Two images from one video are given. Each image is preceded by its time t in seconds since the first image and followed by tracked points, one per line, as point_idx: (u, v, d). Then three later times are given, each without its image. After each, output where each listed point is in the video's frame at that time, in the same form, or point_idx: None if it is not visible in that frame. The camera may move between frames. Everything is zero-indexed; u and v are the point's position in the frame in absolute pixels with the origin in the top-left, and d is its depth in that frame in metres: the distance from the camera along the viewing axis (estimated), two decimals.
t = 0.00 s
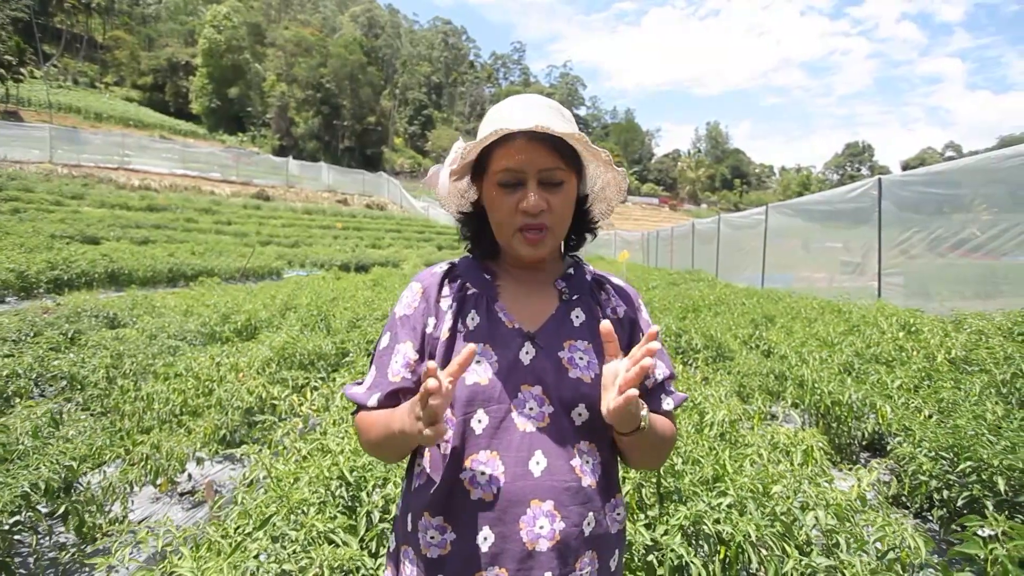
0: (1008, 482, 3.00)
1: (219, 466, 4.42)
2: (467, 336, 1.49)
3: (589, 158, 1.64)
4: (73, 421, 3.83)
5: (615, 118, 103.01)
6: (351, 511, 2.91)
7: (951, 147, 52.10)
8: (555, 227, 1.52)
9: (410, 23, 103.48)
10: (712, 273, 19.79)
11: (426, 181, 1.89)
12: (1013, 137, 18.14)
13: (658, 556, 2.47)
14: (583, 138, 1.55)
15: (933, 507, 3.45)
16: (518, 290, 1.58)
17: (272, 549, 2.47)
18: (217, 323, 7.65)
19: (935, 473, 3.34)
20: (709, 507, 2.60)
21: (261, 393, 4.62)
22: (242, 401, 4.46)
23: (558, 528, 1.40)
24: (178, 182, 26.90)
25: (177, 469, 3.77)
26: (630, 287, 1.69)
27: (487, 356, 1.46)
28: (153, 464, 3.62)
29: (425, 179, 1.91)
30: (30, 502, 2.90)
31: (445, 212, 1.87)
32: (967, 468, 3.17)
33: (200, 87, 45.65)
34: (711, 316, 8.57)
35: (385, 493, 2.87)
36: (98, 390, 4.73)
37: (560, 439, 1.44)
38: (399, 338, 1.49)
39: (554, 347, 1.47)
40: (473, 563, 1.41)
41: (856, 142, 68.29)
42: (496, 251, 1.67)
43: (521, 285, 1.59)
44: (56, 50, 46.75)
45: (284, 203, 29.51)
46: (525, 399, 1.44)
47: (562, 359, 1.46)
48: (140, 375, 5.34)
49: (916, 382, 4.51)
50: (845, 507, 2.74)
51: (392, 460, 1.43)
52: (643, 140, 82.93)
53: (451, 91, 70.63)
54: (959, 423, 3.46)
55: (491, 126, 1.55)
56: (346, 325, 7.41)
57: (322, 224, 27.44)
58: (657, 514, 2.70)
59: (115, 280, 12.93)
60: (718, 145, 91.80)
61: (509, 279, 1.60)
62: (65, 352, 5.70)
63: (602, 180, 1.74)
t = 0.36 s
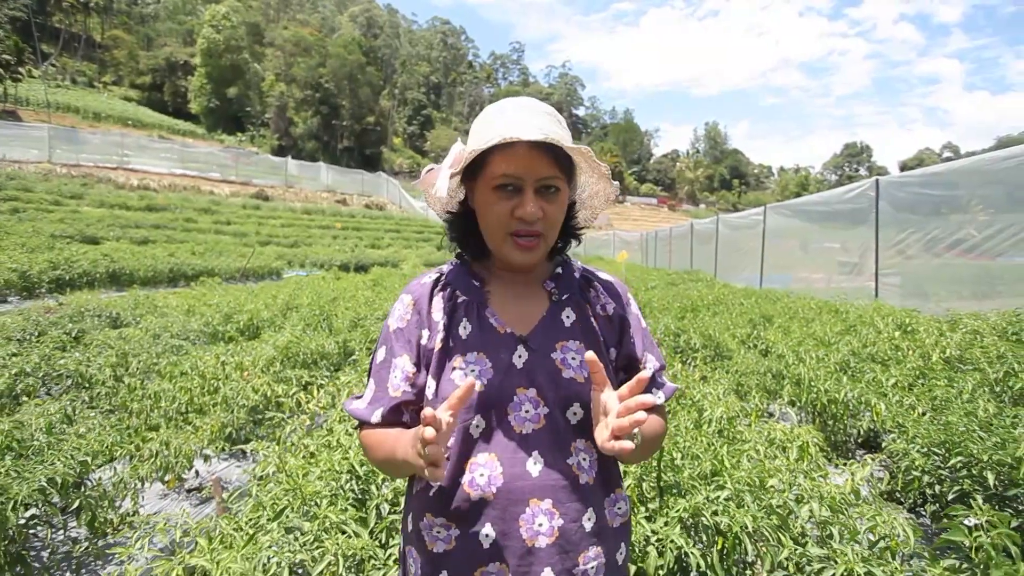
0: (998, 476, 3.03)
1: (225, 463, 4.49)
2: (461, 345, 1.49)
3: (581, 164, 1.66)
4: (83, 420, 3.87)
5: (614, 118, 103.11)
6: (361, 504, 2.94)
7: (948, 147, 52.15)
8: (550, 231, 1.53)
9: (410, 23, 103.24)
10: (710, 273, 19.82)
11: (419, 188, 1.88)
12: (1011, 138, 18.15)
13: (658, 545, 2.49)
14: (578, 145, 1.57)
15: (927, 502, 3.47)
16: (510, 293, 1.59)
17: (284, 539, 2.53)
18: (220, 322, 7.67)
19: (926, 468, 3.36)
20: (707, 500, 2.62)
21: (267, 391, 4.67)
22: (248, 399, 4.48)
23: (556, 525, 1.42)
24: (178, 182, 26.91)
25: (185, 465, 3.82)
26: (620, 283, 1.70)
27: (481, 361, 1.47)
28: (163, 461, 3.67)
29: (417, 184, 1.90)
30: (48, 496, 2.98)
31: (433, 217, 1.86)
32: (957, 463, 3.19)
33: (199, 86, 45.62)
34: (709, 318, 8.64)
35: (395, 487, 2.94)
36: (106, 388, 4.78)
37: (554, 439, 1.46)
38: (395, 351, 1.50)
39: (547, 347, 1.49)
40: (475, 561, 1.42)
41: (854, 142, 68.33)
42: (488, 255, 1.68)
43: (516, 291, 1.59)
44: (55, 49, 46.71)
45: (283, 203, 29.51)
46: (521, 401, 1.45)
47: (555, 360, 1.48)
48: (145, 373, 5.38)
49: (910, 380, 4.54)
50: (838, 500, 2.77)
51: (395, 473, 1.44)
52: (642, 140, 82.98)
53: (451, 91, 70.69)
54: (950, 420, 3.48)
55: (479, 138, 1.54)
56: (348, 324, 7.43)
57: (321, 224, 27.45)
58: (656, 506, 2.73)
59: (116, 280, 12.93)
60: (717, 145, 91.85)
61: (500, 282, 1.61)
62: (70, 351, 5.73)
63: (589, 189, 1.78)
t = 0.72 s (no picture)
0: (984, 469, 3.07)
1: (230, 461, 4.53)
2: (464, 346, 1.51)
3: (565, 159, 1.66)
4: (93, 418, 3.95)
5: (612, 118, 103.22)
6: (370, 497, 3.00)
7: (945, 147, 52.24)
8: (541, 223, 1.53)
9: (408, 24, 103.20)
10: (708, 273, 19.88)
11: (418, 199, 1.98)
12: (1008, 138, 18.20)
13: (655, 534, 2.56)
14: (553, 134, 1.56)
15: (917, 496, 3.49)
16: (512, 294, 1.59)
17: (294, 529, 2.60)
18: (222, 322, 7.68)
19: (916, 462, 3.39)
20: (703, 491, 2.65)
21: (272, 389, 4.71)
22: (253, 398, 4.52)
23: (554, 523, 1.42)
24: (176, 182, 26.90)
25: (192, 460, 3.88)
26: (628, 279, 1.64)
27: (482, 361, 1.48)
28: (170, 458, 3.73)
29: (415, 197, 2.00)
30: (64, 490, 3.07)
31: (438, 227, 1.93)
32: (946, 457, 3.23)
33: (197, 87, 45.55)
34: (704, 316, 8.52)
35: (402, 479, 3.00)
36: (113, 387, 4.82)
37: (553, 437, 1.45)
38: (404, 356, 1.54)
39: (546, 347, 1.47)
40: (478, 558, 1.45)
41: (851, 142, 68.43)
42: (490, 258, 1.69)
43: (516, 291, 1.59)
44: (52, 49, 46.66)
45: (282, 203, 29.51)
46: (520, 401, 1.45)
47: (555, 359, 1.46)
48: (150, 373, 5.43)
49: (902, 378, 4.59)
50: (829, 492, 2.80)
51: (404, 473, 1.47)
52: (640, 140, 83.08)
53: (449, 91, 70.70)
54: (940, 416, 3.51)
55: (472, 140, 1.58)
56: (349, 324, 7.46)
57: (320, 224, 27.44)
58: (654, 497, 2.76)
59: (117, 280, 12.93)
60: (715, 145, 91.94)
61: (503, 283, 1.62)
62: (75, 350, 5.76)
63: (581, 182, 1.75)
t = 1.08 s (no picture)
0: (967, 462, 3.13)
1: (234, 457, 4.54)
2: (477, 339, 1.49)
3: (581, 155, 1.55)
4: (101, 415, 4.03)
5: (610, 118, 103.37)
6: (376, 486, 3.09)
7: (941, 148, 52.37)
8: (556, 219, 1.46)
9: (406, 24, 103.08)
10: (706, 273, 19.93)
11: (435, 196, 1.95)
12: (1003, 139, 18.28)
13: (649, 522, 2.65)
14: (565, 126, 1.48)
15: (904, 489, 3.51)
16: (529, 294, 1.55)
17: (302, 520, 2.72)
18: (224, 322, 7.69)
19: (903, 456, 3.42)
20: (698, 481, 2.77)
21: (275, 387, 4.79)
22: (257, 395, 4.60)
23: (555, 537, 1.34)
24: (174, 182, 26.90)
25: (198, 456, 3.95)
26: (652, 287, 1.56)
27: (494, 360, 1.45)
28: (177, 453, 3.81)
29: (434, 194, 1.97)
30: (78, 483, 3.15)
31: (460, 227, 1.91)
32: (931, 451, 3.29)
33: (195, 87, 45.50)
34: (701, 316, 8.52)
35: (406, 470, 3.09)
36: (119, 386, 4.86)
37: (562, 444, 1.39)
38: (416, 345, 1.52)
39: (561, 348, 1.43)
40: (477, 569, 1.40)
41: (848, 143, 68.63)
42: (508, 261, 1.65)
43: (532, 293, 1.55)
44: (50, 49, 46.56)
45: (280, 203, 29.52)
46: (528, 402, 1.41)
47: (568, 361, 1.42)
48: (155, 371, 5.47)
49: (892, 375, 4.64)
50: (818, 483, 2.83)
51: (413, 464, 1.43)
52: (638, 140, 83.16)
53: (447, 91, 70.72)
54: (927, 411, 3.54)
55: (493, 134, 1.54)
56: (350, 324, 7.49)
57: (319, 225, 27.44)
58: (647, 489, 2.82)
59: (118, 280, 12.95)
60: (713, 146, 92.10)
61: (521, 283, 1.58)
62: (80, 349, 5.80)
63: (605, 179, 1.65)
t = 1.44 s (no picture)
0: (950, 455, 3.20)
1: (237, 453, 4.60)
2: (480, 348, 1.43)
3: (597, 140, 1.52)
4: (107, 412, 4.09)
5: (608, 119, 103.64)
6: (379, 477, 3.17)
7: (938, 148, 52.46)
8: (567, 210, 1.43)
9: (404, 23, 103.06)
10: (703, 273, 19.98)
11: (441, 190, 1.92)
12: (1001, 139, 18.31)
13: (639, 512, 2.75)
14: (578, 108, 1.46)
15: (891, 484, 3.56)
16: (536, 294, 1.50)
17: (307, 510, 2.79)
18: (225, 321, 7.70)
19: (890, 450, 3.47)
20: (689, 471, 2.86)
21: (277, 385, 4.82)
22: (260, 392, 4.63)
23: (557, 558, 1.31)
24: (173, 182, 26.89)
25: (202, 451, 4.01)
26: (667, 294, 1.50)
27: (499, 366, 1.39)
28: (182, 449, 3.87)
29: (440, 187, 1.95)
30: (89, 476, 3.23)
31: (467, 222, 1.89)
32: (915, 444, 3.35)
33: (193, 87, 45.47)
34: (698, 316, 8.54)
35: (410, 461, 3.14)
36: (125, 382, 4.90)
37: (568, 462, 1.34)
38: (419, 354, 1.47)
39: (568, 359, 1.37)
40: None
41: (846, 143, 68.70)
42: (516, 257, 1.61)
43: (539, 293, 1.50)
44: (47, 48, 46.45)
45: (278, 203, 29.52)
46: (534, 416, 1.35)
47: (577, 372, 1.36)
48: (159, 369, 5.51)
49: (882, 372, 4.69)
50: (804, 473, 2.91)
51: (417, 478, 1.39)
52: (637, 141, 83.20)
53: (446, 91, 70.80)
54: (914, 407, 3.60)
55: (504, 118, 1.53)
56: (350, 323, 7.53)
57: (318, 224, 27.46)
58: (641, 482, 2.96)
59: (118, 280, 12.96)
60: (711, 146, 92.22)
61: (529, 284, 1.52)
62: (84, 347, 5.83)
63: (622, 169, 1.63)
